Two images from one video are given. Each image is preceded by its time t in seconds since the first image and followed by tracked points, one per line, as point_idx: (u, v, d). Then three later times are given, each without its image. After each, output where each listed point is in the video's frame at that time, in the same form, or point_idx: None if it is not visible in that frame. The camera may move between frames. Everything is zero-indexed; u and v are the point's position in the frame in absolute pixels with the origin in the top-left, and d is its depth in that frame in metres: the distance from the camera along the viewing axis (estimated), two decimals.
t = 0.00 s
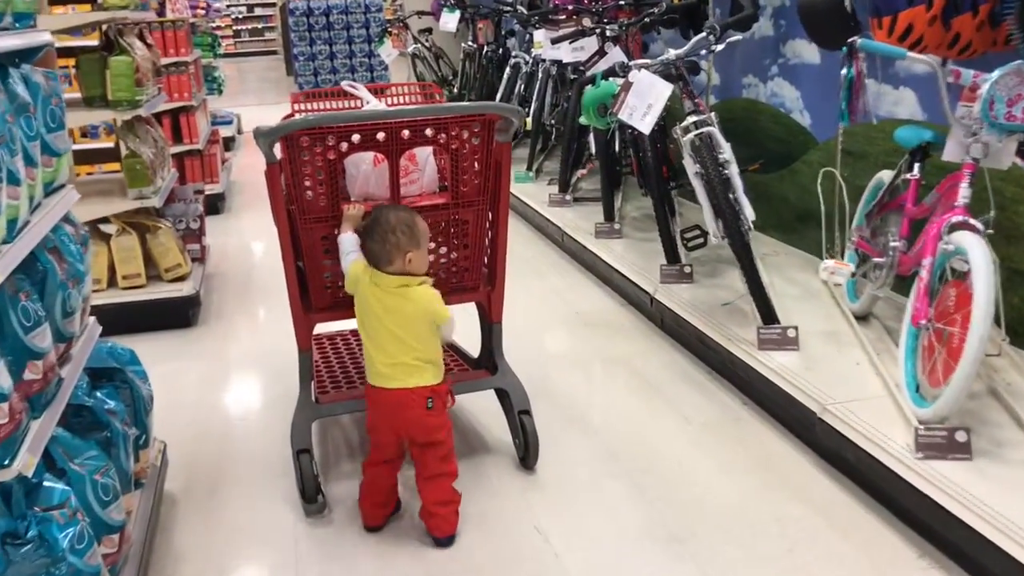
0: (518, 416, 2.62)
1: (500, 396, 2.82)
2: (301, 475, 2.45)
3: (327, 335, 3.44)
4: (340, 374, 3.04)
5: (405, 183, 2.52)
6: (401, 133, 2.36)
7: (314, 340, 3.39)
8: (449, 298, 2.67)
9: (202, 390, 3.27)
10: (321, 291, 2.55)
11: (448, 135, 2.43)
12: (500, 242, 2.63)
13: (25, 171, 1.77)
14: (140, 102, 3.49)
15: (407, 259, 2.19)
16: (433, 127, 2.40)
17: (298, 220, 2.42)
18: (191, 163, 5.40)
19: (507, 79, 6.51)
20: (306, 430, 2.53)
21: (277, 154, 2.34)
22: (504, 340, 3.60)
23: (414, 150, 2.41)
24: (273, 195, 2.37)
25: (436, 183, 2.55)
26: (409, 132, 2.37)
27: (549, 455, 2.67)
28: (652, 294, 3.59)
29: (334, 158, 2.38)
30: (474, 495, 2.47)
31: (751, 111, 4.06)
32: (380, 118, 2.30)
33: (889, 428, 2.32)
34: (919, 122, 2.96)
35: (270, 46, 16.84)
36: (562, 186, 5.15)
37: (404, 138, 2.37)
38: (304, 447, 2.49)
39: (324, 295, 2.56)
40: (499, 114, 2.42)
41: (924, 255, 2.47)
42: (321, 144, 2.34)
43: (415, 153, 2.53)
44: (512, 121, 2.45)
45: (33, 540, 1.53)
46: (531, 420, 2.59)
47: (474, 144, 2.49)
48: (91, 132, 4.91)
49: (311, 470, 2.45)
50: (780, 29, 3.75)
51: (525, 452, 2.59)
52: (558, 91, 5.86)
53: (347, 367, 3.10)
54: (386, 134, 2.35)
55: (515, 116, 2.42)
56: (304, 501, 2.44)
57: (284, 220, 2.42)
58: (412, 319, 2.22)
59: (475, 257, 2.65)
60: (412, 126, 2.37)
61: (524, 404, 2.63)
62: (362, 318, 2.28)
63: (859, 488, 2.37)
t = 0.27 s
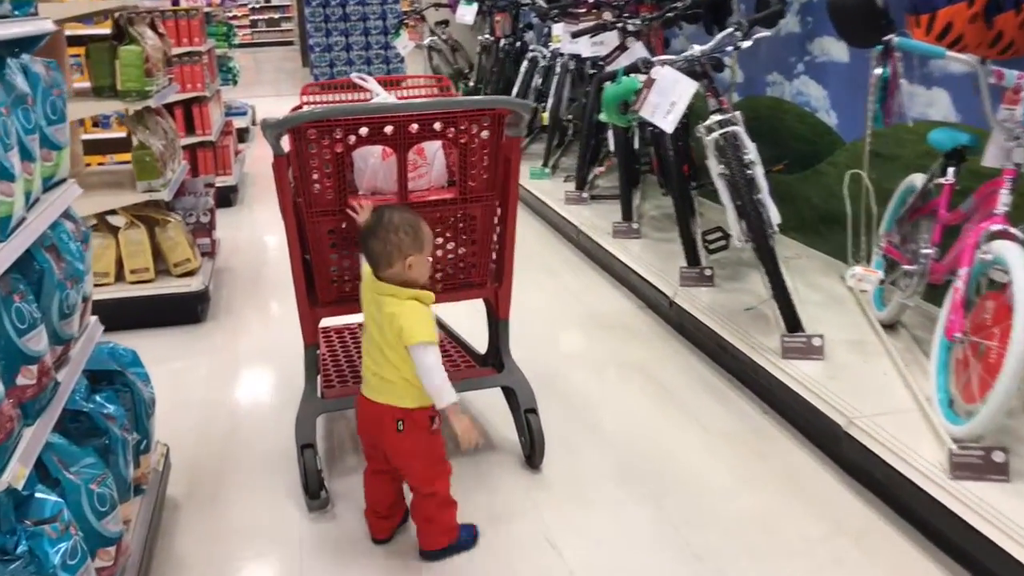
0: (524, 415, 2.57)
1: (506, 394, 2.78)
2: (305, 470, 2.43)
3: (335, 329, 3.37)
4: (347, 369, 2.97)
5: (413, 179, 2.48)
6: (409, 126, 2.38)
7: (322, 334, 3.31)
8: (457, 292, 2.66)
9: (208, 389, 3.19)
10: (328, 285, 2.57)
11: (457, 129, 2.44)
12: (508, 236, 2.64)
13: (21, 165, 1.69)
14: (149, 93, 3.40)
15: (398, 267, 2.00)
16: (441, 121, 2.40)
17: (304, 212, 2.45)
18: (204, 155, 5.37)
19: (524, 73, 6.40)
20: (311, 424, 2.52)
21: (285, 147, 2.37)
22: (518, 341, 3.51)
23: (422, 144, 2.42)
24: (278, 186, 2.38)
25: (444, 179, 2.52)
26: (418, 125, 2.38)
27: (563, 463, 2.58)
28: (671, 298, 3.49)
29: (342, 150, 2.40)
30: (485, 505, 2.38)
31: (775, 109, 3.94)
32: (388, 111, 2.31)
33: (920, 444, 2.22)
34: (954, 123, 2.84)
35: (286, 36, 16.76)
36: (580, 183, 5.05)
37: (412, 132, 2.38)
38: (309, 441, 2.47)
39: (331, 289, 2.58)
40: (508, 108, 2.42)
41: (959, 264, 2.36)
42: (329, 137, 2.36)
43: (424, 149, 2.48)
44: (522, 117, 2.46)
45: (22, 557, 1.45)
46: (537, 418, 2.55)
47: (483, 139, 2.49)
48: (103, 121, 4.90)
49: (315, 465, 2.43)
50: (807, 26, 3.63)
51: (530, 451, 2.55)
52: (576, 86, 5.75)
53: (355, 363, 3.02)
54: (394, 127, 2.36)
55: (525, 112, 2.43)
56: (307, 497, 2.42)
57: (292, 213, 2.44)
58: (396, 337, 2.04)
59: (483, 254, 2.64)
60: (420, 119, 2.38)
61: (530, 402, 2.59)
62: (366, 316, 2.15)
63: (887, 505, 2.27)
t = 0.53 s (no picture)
0: (531, 408, 2.56)
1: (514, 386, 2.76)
2: (311, 462, 2.42)
3: (342, 320, 3.32)
4: (355, 361, 2.92)
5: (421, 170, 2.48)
6: (417, 118, 2.34)
7: (329, 326, 3.26)
8: (464, 285, 2.62)
9: (214, 384, 3.14)
10: (335, 277, 2.53)
11: (465, 121, 2.39)
12: (517, 229, 2.60)
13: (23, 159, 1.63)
14: (156, 85, 3.34)
15: (436, 274, 1.90)
16: (450, 113, 2.36)
17: (311, 204, 2.40)
18: (211, 146, 5.35)
19: (535, 65, 6.32)
20: (318, 415, 2.51)
21: (292, 138, 2.33)
22: (529, 337, 3.45)
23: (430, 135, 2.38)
24: (285, 177, 2.36)
25: (452, 170, 2.53)
26: (426, 117, 2.34)
27: (576, 464, 2.52)
28: (687, 296, 3.42)
29: (350, 142, 2.36)
30: (497, 507, 2.33)
31: (791, 104, 3.86)
32: (396, 103, 2.27)
33: (946, 449, 2.15)
34: (978, 119, 2.75)
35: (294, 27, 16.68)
36: (592, 177, 4.97)
37: (420, 124, 2.34)
38: (315, 433, 2.46)
39: (338, 280, 2.53)
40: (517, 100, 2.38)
41: (987, 263, 2.30)
42: (337, 128, 2.31)
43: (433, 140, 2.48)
44: (531, 108, 2.41)
45: (22, 566, 1.40)
46: (545, 411, 2.53)
47: (492, 130, 2.45)
48: (111, 113, 4.86)
49: (321, 457, 2.42)
50: (827, 18, 3.53)
51: (537, 444, 2.53)
52: (588, 78, 5.67)
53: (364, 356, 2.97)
54: (402, 119, 2.32)
55: (534, 103, 2.38)
56: (313, 488, 2.42)
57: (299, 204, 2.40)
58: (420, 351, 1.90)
59: (490, 245, 2.62)
60: (428, 111, 2.34)
61: (538, 395, 2.57)
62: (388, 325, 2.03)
63: (911, 512, 2.20)
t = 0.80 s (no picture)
0: (524, 396, 2.58)
1: (506, 375, 2.77)
2: (305, 453, 2.44)
3: (333, 311, 3.29)
4: (347, 353, 2.89)
5: (412, 160, 2.48)
6: (407, 108, 2.31)
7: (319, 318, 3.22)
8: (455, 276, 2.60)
9: (205, 381, 3.10)
10: (326, 268, 2.49)
11: (456, 111, 2.37)
12: (508, 219, 2.58)
13: (9, 156, 1.58)
14: (141, 79, 3.29)
15: (433, 272, 1.89)
16: (440, 102, 2.33)
17: (302, 195, 2.37)
18: (197, 142, 5.26)
19: (522, 56, 6.28)
20: (312, 407, 2.51)
21: (282, 128, 2.29)
22: (523, 331, 3.42)
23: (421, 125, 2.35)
24: (276, 170, 2.32)
25: (443, 160, 2.51)
26: (417, 107, 2.31)
27: (575, 459, 2.50)
28: (680, 287, 3.41)
29: (340, 132, 2.32)
30: (496, 504, 2.30)
31: (782, 93, 3.84)
32: (386, 93, 2.24)
33: (946, 439, 2.15)
34: (972, 107, 2.74)
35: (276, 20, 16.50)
36: (582, 169, 4.94)
37: (411, 114, 2.31)
38: (309, 425, 2.48)
39: (330, 272, 2.50)
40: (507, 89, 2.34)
41: (986, 250, 2.29)
42: (327, 119, 2.28)
43: (423, 130, 2.45)
44: (521, 97, 2.38)
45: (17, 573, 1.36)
46: (537, 400, 2.55)
47: (482, 120, 2.42)
48: (94, 108, 4.77)
49: (315, 448, 2.43)
50: (818, 6, 3.51)
51: (530, 433, 2.55)
52: (576, 69, 5.64)
53: (356, 346, 2.94)
54: (392, 109, 2.29)
55: (525, 93, 2.35)
56: (308, 479, 2.42)
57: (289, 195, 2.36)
58: (413, 352, 1.87)
59: (482, 236, 2.59)
60: (418, 100, 2.31)
61: (530, 384, 2.59)
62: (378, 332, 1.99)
63: (912, 503, 2.20)
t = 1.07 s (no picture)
0: (501, 385, 2.58)
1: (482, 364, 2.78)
2: (283, 446, 2.43)
3: (308, 305, 3.26)
4: (323, 345, 2.87)
5: (386, 151, 2.47)
6: (381, 99, 2.29)
7: (294, 312, 3.18)
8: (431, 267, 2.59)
9: (179, 380, 3.06)
10: (302, 261, 2.47)
11: (429, 101, 2.35)
12: (484, 210, 2.57)
13: None
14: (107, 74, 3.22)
15: (427, 269, 1.82)
16: (414, 93, 2.32)
17: (276, 188, 2.34)
18: (163, 138, 5.16)
19: (491, 49, 6.26)
20: (289, 400, 2.51)
21: (254, 121, 2.26)
22: (500, 324, 3.41)
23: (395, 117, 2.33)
24: (250, 162, 2.29)
25: (417, 151, 2.50)
26: (390, 98, 2.29)
27: (558, 451, 2.50)
28: (656, 277, 3.42)
29: (313, 124, 2.30)
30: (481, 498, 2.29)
31: (752, 82, 3.87)
32: (360, 84, 2.22)
33: (924, 423, 2.19)
34: (942, 94, 2.78)
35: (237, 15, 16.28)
36: (554, 161, 4.94)
37: (384, 104, 2.30)
38: (287, 418, 2.47)
39: (305, 264, 2.47)
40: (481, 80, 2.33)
41: (960, 235, 2.34)
42: (299, 110, 2.26)
43: (397, 121, 2.45)
44: (495, 87, 2.37)
45: None
46: (515, 388, 2.55)
47: (456, 110, 2.41)
48: (56, 105, 4.67)
49: (294, 441, 2.43)
50: None
51: (508, 420, 2.56)
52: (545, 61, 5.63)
53: (332, 338, 2.92)
54: (366, 100, 2.27)
55: (498, 83, 2.34)
56: (286, 472, 2.42)
57: (262, 187, 2.33)
58: (407, 351, 1.80)
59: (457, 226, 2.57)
60: (392, 91, 2.29)
61: (507, 372, 2.60)
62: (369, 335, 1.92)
63: (893, 487, 2.23)
